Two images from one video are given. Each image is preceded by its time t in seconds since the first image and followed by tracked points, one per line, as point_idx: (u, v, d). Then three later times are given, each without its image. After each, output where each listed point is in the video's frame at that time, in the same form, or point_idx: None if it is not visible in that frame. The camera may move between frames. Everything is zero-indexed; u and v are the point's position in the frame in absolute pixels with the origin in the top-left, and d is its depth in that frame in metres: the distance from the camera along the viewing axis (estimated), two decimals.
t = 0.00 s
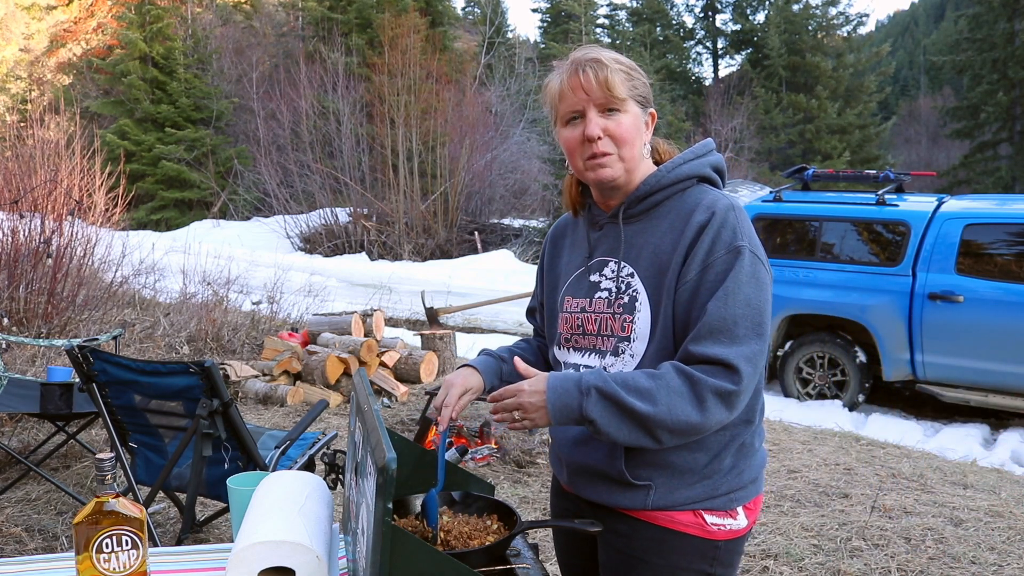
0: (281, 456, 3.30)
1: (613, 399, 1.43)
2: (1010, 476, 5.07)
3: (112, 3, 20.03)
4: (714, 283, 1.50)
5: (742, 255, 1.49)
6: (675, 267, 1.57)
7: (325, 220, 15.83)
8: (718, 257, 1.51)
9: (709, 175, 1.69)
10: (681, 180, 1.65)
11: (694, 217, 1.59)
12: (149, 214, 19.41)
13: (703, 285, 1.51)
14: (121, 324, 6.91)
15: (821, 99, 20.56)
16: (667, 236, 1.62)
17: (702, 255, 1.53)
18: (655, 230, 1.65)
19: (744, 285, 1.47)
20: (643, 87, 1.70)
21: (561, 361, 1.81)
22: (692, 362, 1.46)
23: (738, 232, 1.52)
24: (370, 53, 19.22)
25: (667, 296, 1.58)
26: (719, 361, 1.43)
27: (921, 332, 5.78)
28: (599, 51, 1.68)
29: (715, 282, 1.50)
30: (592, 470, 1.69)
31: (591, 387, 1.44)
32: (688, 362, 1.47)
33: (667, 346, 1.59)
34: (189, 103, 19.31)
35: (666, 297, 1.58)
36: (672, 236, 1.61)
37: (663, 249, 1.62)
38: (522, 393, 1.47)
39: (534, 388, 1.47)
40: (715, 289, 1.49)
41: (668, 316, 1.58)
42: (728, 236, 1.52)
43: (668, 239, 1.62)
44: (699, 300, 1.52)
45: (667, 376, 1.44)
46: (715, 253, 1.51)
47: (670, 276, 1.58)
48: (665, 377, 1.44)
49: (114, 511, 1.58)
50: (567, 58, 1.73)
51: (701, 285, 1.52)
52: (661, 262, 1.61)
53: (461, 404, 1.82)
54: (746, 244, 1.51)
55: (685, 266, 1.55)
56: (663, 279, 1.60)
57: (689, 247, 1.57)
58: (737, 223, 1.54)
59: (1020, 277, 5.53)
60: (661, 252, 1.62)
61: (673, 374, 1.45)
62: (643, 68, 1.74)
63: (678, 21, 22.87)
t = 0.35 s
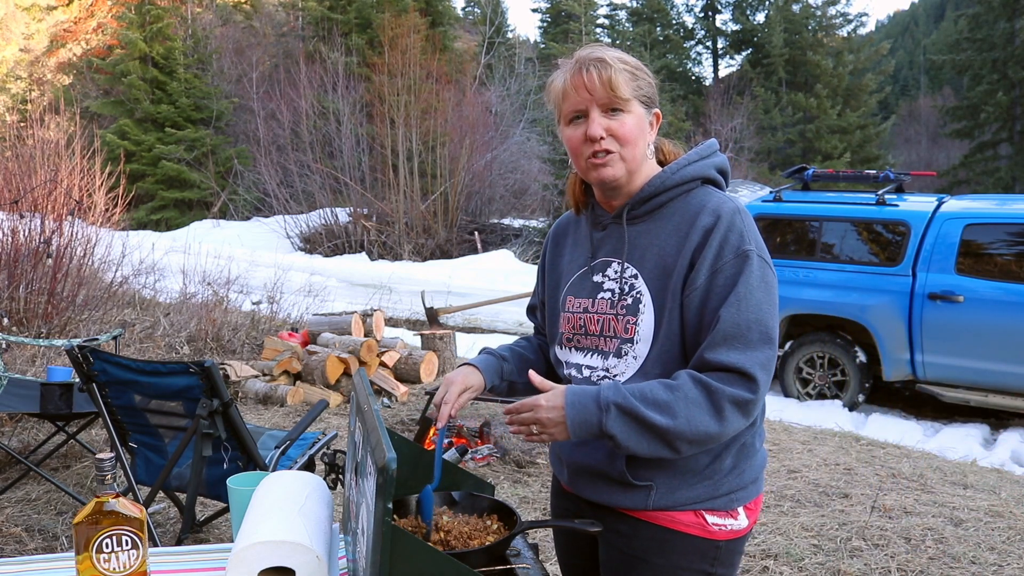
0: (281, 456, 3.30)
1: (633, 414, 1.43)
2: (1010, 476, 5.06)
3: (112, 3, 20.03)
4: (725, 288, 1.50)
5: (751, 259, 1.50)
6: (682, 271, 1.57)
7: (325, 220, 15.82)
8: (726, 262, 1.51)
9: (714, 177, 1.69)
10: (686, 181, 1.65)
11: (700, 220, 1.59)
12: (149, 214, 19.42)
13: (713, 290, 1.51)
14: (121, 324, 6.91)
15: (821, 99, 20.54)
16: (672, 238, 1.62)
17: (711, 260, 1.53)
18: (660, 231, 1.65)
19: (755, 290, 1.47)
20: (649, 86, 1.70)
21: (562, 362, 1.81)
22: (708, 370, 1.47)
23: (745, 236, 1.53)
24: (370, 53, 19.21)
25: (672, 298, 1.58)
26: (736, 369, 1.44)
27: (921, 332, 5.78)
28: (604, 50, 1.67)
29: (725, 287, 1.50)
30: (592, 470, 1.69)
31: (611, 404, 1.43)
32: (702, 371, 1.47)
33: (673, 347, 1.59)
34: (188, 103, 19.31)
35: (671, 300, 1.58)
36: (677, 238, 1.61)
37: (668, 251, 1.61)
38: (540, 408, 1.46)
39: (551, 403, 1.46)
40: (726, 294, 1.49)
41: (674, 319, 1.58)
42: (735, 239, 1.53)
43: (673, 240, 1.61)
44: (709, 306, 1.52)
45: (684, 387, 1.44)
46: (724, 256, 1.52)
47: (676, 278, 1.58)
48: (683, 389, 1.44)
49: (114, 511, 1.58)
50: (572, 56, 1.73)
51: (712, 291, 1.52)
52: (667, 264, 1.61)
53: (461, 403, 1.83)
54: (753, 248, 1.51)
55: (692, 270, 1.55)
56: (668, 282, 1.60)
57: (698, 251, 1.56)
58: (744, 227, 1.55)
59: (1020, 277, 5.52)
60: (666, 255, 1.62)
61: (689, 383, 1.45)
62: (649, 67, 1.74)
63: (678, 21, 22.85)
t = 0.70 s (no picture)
0: (281, 455, 3.30)
1: (655, 383, 1.39)
2: (1010, 476, 5.06)
3: (112, 3, 20.02)
4: (733, 288, 1.48)
5: (757, 259, 1.49)
6: (686, 271, 1.57)
7: (325, 220, 15.83)
8: (732, 263, 1.50)
9: (718, 179, 1.68)
10: (690, 183, 1.65)
11: (704, 220, 1.58)
12: (149, 214, 19.41)
13: (719, 292, 1.50)
14: (121, 324, 6.91)
15: (821, 99, 20.57)
16: (676, 240, 1.61)
17: (716, 260, 1.51)
18: (663, 232, 1.64)
19: (764, 290, 1.46)
20: (651, 86, 1.69)
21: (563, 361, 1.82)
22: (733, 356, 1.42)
23: (750, 237, 1.52)
24: (370, 53, 19.20)
25: (675, 298, 1.58)
26: (756, 366, 1.40)
27: (921, 332, 5.78)
28: (606, 51, 1.68)
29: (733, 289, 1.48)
30: (592, 470, 1.69)
31: (634, 369, 1.40)
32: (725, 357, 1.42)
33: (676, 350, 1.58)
34: (189, 103, 19.31)
35: (674, 301, 1.58)
36: (681, 241, 1.61)
37: (671, 252, 1.61)
38: (554, 356, 1.41)
39: (568, 356, 1.41)
40: (735, 293, 1.48)
41: (677, 320, 1.58)
42: (741, 239, 1.52)
43: (676, 241, 1.61)
44: (717, 306, 1.51)
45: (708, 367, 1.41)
46: (730, 256, 1.51)
47: (679, 280, 1.57)
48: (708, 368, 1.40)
49: (114, 511, 1.58)
50: (574, 56, 1.73)
51: (720, 290, 1.50)
52: (669, 265, 1.61)
53: (459, 403, 1.83)
54: (760, 249, 1.50)
55: (698, 273, 1.54)
56: (671, 283, 1.59)
57: (702, 252, 1.56)
58: (749, 229, 1.54)
59: (1020, 277, 5.52)
60: (669, 256, 1.62)
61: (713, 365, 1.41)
62: (651, 67, 1.74)
63: (678, 21, 22.84)
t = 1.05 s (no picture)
0: (281, 456, 3.30)
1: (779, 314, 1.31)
2: (1010, 476, 5.06)
3: (112, 3, 20.02)
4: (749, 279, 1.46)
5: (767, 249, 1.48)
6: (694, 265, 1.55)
7: (325, 220, 15.83)
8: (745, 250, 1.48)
9: (718, 177, 1.68)
10: (690, 181, 1.65)
11: (706, 217, 1.57)
12: (149, 214, 19.40)
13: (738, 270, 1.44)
14: (121, 324, 6.91)
15: (820, 100, 20.59)
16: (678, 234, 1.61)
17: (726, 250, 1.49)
18: (666, 226, 1.64)
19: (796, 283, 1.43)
20: (662, 85, 1.70)
21: (561, 357, 1.82)
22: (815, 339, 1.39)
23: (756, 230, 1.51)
24: (370, 53, 19.21)
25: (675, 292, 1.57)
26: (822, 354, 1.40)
27: (921, 332, 5.78)
28: (619, 46, 1.68)
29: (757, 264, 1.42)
30: (586, 470, 1.69)
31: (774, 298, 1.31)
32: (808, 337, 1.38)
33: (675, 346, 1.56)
34: (189, 103, 19.32)
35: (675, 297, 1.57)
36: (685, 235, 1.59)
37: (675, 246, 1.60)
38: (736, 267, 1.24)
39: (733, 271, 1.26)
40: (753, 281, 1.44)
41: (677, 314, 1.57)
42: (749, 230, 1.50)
43: (679, 235, 1.61)
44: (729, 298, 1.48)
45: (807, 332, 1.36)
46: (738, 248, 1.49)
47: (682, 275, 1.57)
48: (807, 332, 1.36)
49: (114, 511, 1.58)
50: (586, 49, 1.74)
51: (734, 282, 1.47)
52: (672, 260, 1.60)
53: (452, 395, 1.84)
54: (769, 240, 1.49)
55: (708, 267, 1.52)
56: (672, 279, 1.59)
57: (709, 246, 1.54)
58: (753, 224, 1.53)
59: (1020, 277, 5.52)
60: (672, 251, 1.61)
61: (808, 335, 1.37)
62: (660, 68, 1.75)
63: (678, 21, 22.83)
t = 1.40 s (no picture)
0: (281, 455, 3.30)
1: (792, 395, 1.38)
2: (1010, 476, 5.06)
3: (112, 3, 20.02)
4: (752, 292, 1.46)
5: (767, 261, 1.49)
6: (692, 278, 1.56)
7: (325, 220, 15.82)
8: (746, 263, 1.49)
9: (717, 181, 1.68)
10: (689, 186, 1.65)
11: (703, 226, 1.57)
12: (149, 214, 19.41)
13: (737, 290, 1.47)
14: (121, 324, 6.91)
15: (820, 100, 20.59)
16: (676, 241, 1.61)
17: (728, 263, 1.50)
18: (663, 232, 1.64)
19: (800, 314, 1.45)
20: (660, 86, 1.71)
21: (558, 361, 1.83)
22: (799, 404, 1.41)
23: (758, 241, 1.52)
24: (370, 53, 19.21)
25: (674, 302, 1.58)
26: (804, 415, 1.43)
27: (921, 332, 5.78)
28: (618, 44, 1.69)
29: (753, 290, 1.46)
30: (586, 473, 1.69)
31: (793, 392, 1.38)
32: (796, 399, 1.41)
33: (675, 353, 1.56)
34: (189, 103, 19.32)
35: (675, 305, 1.58)
36: (682, 243, 1.60)
37: (672, 254, 1.61)
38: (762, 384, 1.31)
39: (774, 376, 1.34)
40: (756, 296, 1.45)
41: (675, 323, 1.58)
42: (750, 242, 1.52)
43: (676, 242, 1.61)
44: (731, 310, 1.48)
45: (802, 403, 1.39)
46: (741, 259, 1.50)
47: (681, 285, 1.57)
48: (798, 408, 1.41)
49: (114, 511, 1.58)
50: (584, 46, 1.75)
51: (737, 294, 1.47)
52: (670, 268, 1.60)
53: (454, 398, 1.84)
54: (769, 252, 1.51)
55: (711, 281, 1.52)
56: (671, 287, 1.59)
57: (709, 258, 1.55)
58: (753, 234, 1.54)
59: (1020, 277, 5.52)
60: (670, 259, 1.61)
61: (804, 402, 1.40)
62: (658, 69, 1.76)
63: (678, 21, 22.84)
